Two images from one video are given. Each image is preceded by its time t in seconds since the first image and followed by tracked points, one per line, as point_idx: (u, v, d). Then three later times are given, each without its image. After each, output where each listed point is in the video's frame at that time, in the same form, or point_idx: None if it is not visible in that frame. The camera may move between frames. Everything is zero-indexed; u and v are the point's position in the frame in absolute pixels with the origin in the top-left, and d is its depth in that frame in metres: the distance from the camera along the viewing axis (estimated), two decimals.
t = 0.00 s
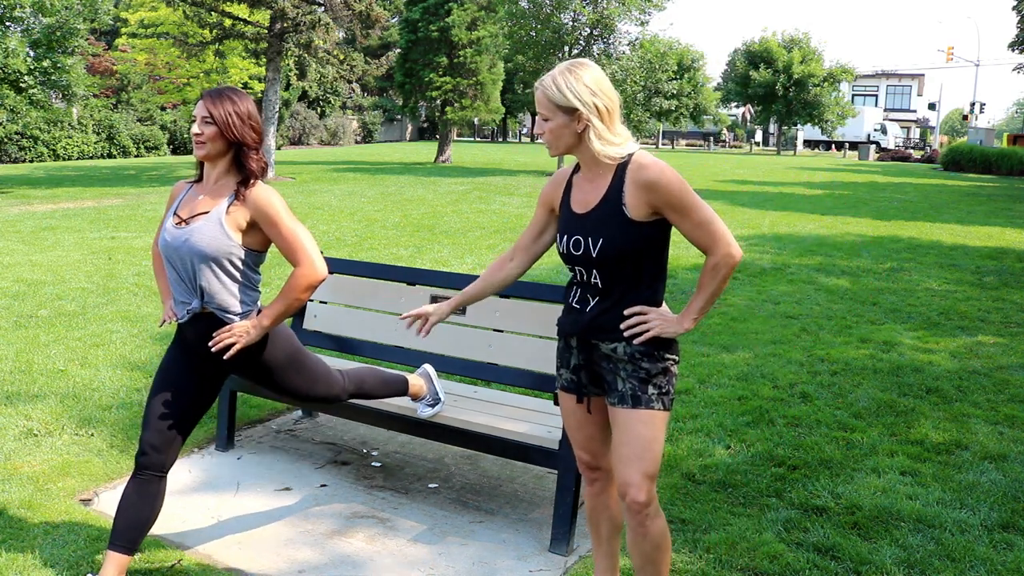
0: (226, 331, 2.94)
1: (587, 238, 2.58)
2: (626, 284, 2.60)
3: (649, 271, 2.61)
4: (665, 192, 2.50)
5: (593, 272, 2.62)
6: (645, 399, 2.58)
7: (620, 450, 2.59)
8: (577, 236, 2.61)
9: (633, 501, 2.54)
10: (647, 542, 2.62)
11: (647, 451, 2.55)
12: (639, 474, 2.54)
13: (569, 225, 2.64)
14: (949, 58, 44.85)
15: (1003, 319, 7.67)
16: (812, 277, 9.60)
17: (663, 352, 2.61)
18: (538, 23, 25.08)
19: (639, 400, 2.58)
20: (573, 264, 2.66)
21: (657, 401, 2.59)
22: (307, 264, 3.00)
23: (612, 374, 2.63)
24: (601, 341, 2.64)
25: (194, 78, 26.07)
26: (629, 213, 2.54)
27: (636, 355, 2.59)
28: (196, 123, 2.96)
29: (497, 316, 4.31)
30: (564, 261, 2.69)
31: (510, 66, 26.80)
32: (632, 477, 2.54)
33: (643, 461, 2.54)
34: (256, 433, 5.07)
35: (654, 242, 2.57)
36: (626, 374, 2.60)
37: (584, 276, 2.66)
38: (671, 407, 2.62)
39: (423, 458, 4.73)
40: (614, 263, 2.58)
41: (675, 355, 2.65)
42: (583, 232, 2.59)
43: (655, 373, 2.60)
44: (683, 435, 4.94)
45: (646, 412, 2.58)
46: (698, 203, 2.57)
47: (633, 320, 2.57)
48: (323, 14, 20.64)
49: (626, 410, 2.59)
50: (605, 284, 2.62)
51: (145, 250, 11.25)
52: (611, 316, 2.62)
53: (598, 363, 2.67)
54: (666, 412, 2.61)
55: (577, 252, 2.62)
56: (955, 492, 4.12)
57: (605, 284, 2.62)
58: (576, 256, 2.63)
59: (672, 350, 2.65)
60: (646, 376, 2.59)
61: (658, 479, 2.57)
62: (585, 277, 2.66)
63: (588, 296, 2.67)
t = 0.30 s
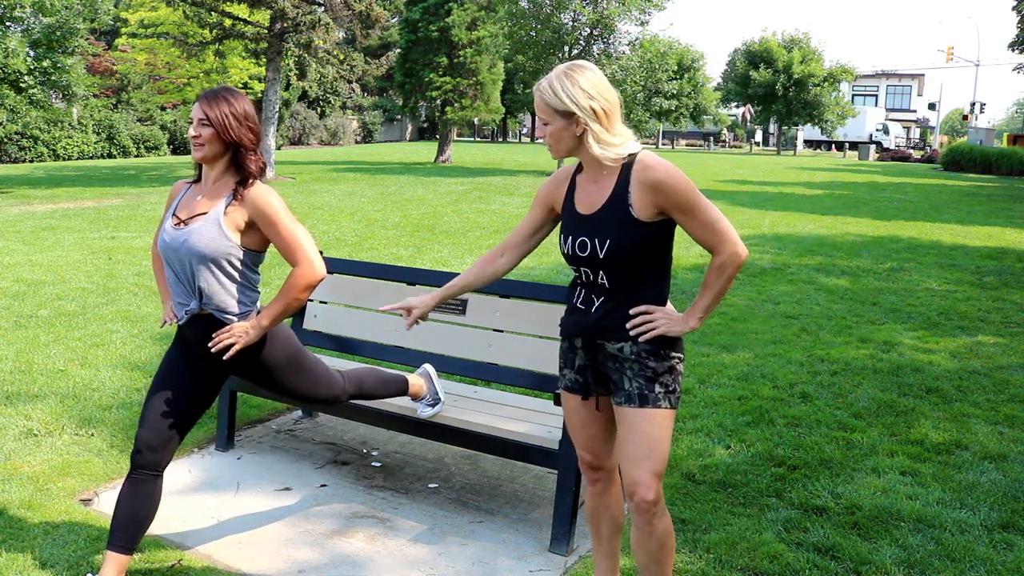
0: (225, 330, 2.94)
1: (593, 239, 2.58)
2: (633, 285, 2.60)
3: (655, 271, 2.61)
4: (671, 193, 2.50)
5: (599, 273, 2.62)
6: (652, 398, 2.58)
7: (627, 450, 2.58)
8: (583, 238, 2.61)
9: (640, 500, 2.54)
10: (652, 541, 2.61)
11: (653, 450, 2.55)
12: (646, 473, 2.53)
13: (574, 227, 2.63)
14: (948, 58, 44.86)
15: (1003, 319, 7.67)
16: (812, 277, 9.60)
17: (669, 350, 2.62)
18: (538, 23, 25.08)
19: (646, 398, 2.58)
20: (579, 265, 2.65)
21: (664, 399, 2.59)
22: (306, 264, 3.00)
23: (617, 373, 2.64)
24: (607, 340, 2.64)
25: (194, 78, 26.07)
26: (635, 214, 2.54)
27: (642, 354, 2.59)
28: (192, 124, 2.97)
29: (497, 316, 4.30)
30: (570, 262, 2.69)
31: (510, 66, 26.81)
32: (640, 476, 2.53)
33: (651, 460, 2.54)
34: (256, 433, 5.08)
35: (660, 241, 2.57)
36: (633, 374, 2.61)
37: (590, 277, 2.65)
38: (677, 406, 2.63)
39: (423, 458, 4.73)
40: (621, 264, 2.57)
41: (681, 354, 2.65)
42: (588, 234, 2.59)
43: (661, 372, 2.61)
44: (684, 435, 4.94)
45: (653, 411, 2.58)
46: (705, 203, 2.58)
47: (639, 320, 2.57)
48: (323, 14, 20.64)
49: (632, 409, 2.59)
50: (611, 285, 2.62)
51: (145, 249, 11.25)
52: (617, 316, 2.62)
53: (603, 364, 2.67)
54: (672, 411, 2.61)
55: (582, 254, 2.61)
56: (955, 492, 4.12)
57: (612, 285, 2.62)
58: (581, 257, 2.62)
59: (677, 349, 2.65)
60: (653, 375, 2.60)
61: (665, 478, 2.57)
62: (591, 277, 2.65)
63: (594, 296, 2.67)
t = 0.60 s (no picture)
0: (223, 362, 2.82)
1: (595, 239, 2.58)
2: (634, 286, 2.61)
3: (658, 273, 2.61)
4: (676, 197, 2.50)
5: (599, 274, 2.62)
6: (651, 399, 2.58)
7: (626, 451, 2.59)
8: (584, 237, 2.61)
9: (639, 502, 2.54)
10: (651, 543, 2.62)
11: (652, 451, 2.55)
12: (644, 475, 2.53)
13: (576, 227, 2.64)
14: (948, 58, 44.87)
15: (1003, 319, 7.68)
16: (811, 277, 9.60)
17: (669, 353, 2.62)
18: (538, 23, 25.09)
19: (645, 399, 2.59)
20: (579, 264, 2.66)
21: (663, 401, 2.60)
22: (304, 296, 2.84)
23: (616, 374, 2.64)
24: (606, 341, 2.64)
25: (194, 78, 26.08)
26: (638, 216, 2.54)
27: (640, 356, 2.59)
28: (190, 154, 2.86)
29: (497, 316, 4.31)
30: (570, 262, 2.70)
31: (510, 66, 26.82)
32: (639, 477, 2.53)
33: (649, 461, 2.54)
34: (257, 433, 5.08)
35: (664, 244, 2.57)
36: (632, 374, 2.61)
37: (590, 277, 2.66)
38: (675, 407, 2.63)
39: (423, 458, 4.73)
40: (621, 266, 2.57)
41: (679, 356, 2.65)
42: (591, 233, 2.60)
43: (660, 373, 2.61)
44: (684, 435, 4.94)
45: (651, 412, 2.58)
46: (708, 208, 2.58)
47: (638, 322, 2.57)
48: (323, 14, 20.66)
49: (631, 409, 2.60)
50: (611, 286, 2.62)
51: (145, 250, 11.25)
52: (616, 316, 2.62)
53: (601, 364, 2.67)
54: (670, 412, 2.62)
55: (584, 253, 2.62)
56: (955, 492, 4.12)
57: (612, 285, 2.62)
58: (582, 256, 2.63)
59: (676, 352, 2.65)
60: (652, 376, 2.60)
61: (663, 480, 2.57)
62: (591, 278, 2.66)
63: (593, 297, 2.67)
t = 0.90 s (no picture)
0: (222, 417, 2.86)
1: (594, 238, 2.58)
2: (633, 285, 2.61)
3: (655, 277, 2.61)
4: (675, 198, 2.50)
5: (598, 273, 2.63)
6: (650, 400, 2.59)
7: (625, 451, 2.58)
8: (584, 235, 2.61)
9: (639, 503, 2.54)
10: (651, 543, 2.62)
11: (651, 452, 2.55)
12: (644, 475, 2.54)
13: (576, 225, 2.64)
14: (949, 58, 44.89)
15: (1003, 319, 7.68)
16: (811, 277, 9.60)
17: (667, 354, 2.61)
18: (538, 23, 25.10)
19: (644, 399, 2.59)
20: (579, 262, 2.66)
21: (661, 401, 2.60)
22: (298, 354, 2.80)
23: (614, 374, 2.64)
24: (604, 341, 2.64)
25: (194, 78, 26.09)
26: (637, 216, 2.54)
27: (638, 356, 2.59)
28: (184, 210, 2.86)
29: (497, 316, 4.31)
30: (569, 261, 2.69)
31: (510, 66, 26.84)
32: (639, 478, 2.53)
33: (649, 461, 2.54)
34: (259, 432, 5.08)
35: (663, 245, 2.57)
36: (630, 374, 2.61)
37: (589, 277, 2.66)
38: (675, 407, 2.63)
39: (423, 458, 4.73)
40: (619, 264, 2.57)
41: (678, 357, 2.66)
42: (590, 232, 2.59)
43: (658, 374, 2.61)
44: (684, 435, 4.94)
45: (650, 412, 2.59)
46: (707, 209, 2.58)
47: (637, 322, 2.57)
48: (323, 14, 20.67)
49: (630, 410, 2.60)
50: (609, 285, 2.62)
51: (145, 250, 11.24)
52: (615, 317, 2.62)
53: (600, 364, 2.67)
54: (669, 412, 2.62)
55: (583, 251, 2.62)
56: (954, 492, 4.12)
57: (610, 285, 2.63)
58: (582, 255, 2.63)
59: (674, 354, 2.65)
60: (650, 376, 2.60)
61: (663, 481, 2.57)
62: (590, 278, 2.66)
63: (592, 296, 2.67)
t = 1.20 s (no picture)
0: (225, 440, 2.89)
1: (599, 236, 2.58)
2: (637, 285, 2.61)
3: (654, 279, 2.60)
4: (680, 196, 2.51)
5: (601, 272, 2.62)
6: (651, 400, 2.59)
7: (627, 451, 2.58)
8: (589, 233, 2.61)
9: (640, 503, 2.54)
10: (651, 543, 2.61)
11: (652, 452, 2.55)
12: (645, 475, 2.53)
13: (580, 224, 2.64)
14: (948, 58, 44.89)
15: (1003, 319, 7.68)
16: (811, 277, 9.59)
17: (668, 355, 2.61)
18: (538, 23, 25.11)
19: (645, 399, 2.59)
20: (581, 261, 2.66)
21: (663, 402, 2.60)
22: (299, 372, 2.85)
23: (616, 374, 2.64)
24: (606, 341, 2.64)
25: (194, 78, 26.13)
26: (643, 215, 2.54)
27: (640, 357, 2.60)
28: (179, 237, 2.88)
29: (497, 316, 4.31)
30: (573, 260, 2.69)
31: (510, 66, 26.87)
32: (640, 478, 2.54)
33: (650, 461, 2.54)
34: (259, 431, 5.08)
35: (666, 244, 2.57)
36: (633, 375, 2.61)
37: (592, 276, 2.66)
38: (675, 408, 2.63)
39: (423, 458, 4.73)
40: (624, 263, 2.57)
41: (679, 358, 2.66)
42: (595, 231, 2.59)
43: (660, 374, 2.61)
44: (684, 435, 4.94)
45: (651, 412, 2.58)
46: (711, 209, 2.59)
47: (639, 323, 2.57)
48: (323, 14, 20.67)
49: (631, 410, 2.60)
50: (613, 284, 2.62)
51: (145, 249, 11.25)
52: (617, 316, 2.62)
53: (602, 364, 2.67)
54: (670, 413, 2.62)
55: (587, 250, 2.61)
56: (955, 492, 4.12)
57: (614, 284, 2.62)
58: (585, 253, 2.62)
59: (675, 355, 2.65)
60: (652, 376, 2.60)
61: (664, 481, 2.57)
62: (593, 277, 2.66)
63: (595, 297, 2.67)
